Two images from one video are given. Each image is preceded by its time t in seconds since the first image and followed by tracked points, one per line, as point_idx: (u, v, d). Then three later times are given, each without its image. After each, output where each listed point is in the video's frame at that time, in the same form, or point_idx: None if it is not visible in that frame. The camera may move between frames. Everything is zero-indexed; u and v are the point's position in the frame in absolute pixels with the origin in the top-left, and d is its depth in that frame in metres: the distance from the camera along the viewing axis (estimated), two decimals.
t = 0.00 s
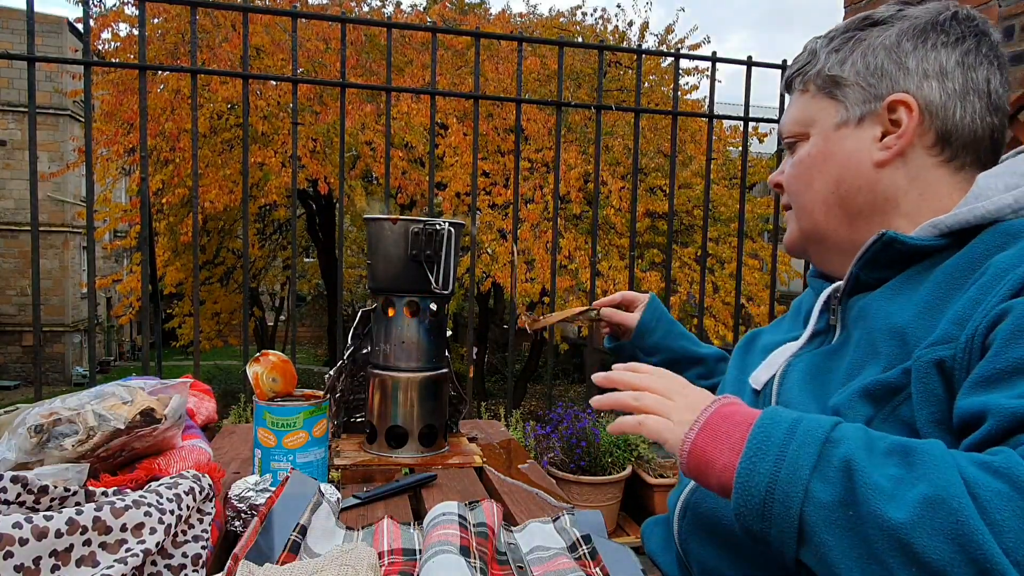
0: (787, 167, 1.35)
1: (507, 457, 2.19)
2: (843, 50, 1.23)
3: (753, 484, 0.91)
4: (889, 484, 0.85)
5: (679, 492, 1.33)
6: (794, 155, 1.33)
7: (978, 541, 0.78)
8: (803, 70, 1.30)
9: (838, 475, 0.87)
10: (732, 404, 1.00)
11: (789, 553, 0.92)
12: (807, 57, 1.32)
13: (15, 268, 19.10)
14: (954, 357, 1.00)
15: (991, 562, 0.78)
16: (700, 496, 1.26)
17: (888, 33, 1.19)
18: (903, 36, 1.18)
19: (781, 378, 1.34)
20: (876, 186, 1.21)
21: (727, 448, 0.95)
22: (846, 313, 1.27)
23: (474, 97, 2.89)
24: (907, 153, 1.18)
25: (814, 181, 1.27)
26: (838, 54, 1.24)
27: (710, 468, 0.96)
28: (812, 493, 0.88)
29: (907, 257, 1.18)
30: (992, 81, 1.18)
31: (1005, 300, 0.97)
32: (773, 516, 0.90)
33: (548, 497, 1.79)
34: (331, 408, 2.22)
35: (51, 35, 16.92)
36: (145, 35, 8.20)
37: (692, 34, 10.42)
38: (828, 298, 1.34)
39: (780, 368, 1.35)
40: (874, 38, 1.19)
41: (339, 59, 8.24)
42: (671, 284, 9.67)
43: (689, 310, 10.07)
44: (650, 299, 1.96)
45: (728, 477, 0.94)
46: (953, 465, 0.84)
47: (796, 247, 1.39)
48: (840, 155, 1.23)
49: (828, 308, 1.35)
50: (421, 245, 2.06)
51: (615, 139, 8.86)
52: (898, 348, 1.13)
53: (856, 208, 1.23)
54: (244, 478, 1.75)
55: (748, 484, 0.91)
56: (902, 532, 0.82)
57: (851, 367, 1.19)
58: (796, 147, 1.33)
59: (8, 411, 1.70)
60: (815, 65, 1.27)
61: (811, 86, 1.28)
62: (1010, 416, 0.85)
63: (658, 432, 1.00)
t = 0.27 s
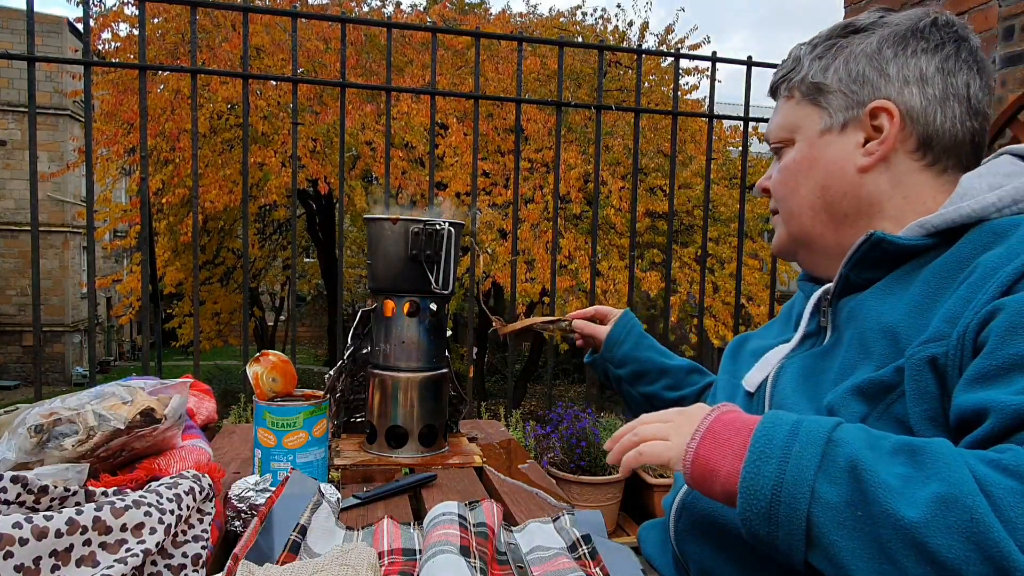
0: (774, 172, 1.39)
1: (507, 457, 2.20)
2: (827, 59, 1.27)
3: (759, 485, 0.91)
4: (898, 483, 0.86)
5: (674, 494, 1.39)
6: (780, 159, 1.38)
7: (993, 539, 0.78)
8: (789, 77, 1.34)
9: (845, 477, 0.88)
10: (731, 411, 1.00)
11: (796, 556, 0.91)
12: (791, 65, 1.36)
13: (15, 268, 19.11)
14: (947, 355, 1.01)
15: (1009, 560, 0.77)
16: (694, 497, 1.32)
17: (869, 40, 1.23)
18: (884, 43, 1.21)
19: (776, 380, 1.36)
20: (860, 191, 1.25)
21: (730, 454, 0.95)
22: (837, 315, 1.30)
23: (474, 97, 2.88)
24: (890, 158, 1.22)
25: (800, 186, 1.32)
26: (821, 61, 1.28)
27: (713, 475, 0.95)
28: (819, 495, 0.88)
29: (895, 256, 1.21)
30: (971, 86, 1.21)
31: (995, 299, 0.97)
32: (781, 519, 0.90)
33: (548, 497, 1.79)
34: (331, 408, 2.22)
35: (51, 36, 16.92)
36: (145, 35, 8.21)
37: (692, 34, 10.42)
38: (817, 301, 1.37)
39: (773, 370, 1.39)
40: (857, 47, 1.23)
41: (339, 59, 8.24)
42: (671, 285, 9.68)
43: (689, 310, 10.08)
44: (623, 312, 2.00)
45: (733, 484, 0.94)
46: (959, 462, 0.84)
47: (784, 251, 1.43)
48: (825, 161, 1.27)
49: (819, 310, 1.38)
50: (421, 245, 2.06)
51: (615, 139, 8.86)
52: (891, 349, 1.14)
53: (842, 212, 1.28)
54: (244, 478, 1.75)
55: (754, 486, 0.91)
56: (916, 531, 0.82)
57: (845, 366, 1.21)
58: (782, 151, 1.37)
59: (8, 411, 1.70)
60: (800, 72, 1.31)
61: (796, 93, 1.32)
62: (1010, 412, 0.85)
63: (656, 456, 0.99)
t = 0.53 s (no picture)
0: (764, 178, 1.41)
1: (507, 457, 2.20)
2: (811, 67, 1.29)
3: (767, 488, 0.90)
4: (911, 484, 0.86)
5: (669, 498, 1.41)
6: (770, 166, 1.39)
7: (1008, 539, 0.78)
8: (776, 86, 1.37)
9: (856, 478, 0.87)
10: (732, 415, 1.00)
11: (807, 561, 0.90)
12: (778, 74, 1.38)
13: (15, 268, 19.11)
14: (941, 354, 1.01)
15: None
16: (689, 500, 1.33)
17: (853, 46, 1.25)
18: (867, 49, 1.23)
19: (770, 383, 1.36)
20: (849, 195, 1.27)
21: (735, 458, 0.95)
22: (830, 317, 1.29)
23: (474, 97, 2.88)
24: (877, 162, 1.24)
25: (789, 192, 1.34)
26: (806, 68, 1.30)
27: (719, 480, 0.95)
28: (831, 497, 0.87)
29: (886, 257, 1.21)
30: (955, 88, 1.23)
31: (987, 299, 0.97)
32: (791, 522, 0.89)
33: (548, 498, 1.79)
34: (331, 408, 2.22)
35: (51, 36, 16.92)
36: (145, 35, 8.21)
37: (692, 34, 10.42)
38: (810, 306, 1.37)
39: (768, 373, 1.39)
40: (840, 54, 1.25)
41: (339, 59, 8.24)
42: (671, 285, 9.69)
43: (689, 310, 10.08)
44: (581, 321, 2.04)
45: (740, 489, 0.94)
46: (971, 461, 0.84)
47: (777, 254, 1.45)
48: (813, 165, 1.29)
49: (813, 312, 1.38)
50: (421, 245, 2.06)
51: (615, 139, 8.86)
52: (884, 349, 1.15)
53: (832, 215, 1.30)
54: (244, 479, 1.75)
55: (762, 488, 0.90)
56: (932, 532, 0.82)
57: (840, 367, 1.22)
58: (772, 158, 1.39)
59: (8, 411, 1.70)
60: (785, 81, 1.33)
61: (783, 101, 1.34)
62: (1013, 411, 0.85)
63: (658, 467, 1.01)
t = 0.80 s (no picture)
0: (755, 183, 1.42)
1: (507, 457, 2.20)
2: (794, 72, 1.29)
3: (795, 506, 0.87)
4: (946, 494, 0.84)
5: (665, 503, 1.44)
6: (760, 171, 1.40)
7: None
8: (761, 93, 1.38)
9: (886, 491, 0.85)
10: (747, 427, 0.97)
11: None
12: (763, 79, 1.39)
13: (14, 268, 19.12)
14: (941, 356, 1.01)
15: None
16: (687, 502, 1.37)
17: (836, 51, 1.25)
18: (849, 52, 1.23)
19: (766, 385, 1.36)
20: (837, 199, 1.28)
21: (755, 474, 0.91)
22: (824, 318, 1.30)
23: (474, 97, 2.88)
24: (865, 165, 1.24)
25: (778, 196, 1.35)
26: (791, 73, 1.30)
27: (740, 498, 0.91)
28: (862, 511, 0.85)
29: (881, 259, 1.21)
30: (939, 88, 1.22)
31: (986, 304, 0.98)
32: (821, 539, 0.86)
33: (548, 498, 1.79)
34: (331, 408, 2.22)
35: (51, 35, 16.92)
36: (145, 35, 8.21)
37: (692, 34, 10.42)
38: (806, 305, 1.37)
39: (765, 375, 1.38)
40: (822, 58, 1.26)
41: (339, 59, 8.24)
42: (671, 285, 9.70)
43: (688, 310, 10.09)
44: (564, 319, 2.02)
45: (762, 506, 0.90)
46: (1007, 470, 0.83)
47: (768, 257, 1.45)
48: (802, 170, 1.30)
49: (806, 315, 1.39)
50: (421, 246, 2.06)
51: (615, 139, 8.87)
52: (880, 349, 1.15)
53: (821, 220, 1.31)
54: (244, 478, 1.75)
55: (790, 508, 0.87)
56: (975, 545, 0.80)
57: (836, 369, 1.22)
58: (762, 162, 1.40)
59: (8, 411, 1.70)
60: (770, 87, 1.34)
61: (770, 106, 1.35)
62: None
63: (673, 487, 0.96)
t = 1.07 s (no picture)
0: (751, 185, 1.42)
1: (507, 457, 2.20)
2: (789, 74, 1.30)
3: (801, 520, 0.87)
4: (954, 503, 0.84)
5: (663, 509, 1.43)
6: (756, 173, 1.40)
7: None
8: (755, 95, 1.38)
9: (893, 502, 0.85)
10: (750, 440, 0.97)
11: None
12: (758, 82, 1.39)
13: (14, 268, 19.12)
14: (941, 357, 1.01)
15: None
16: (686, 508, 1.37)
17: (830, 51, 1.25)
18: (844, 53, 1.23)
19: (764, 387, 1.35)
20: (835, 201, 1.28)
21: (760, 486, 0.91)
22: (823, 320, 1.30)
23: (474, 97, 2.88)
24: (862, 167, 1.24)
25: (775, 198, 1.35)
26: (785, 75, 1.30)
27: (746, 512, 0.91)
28: (869, 523, 0.85)
29: (878, 260, 1.21)
30: (935, 88, 1.22)
31: (986, 306, 0.97)
32: (829, 554, 0.86)
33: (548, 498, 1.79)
34: (331, 408, 2.22)
35: (51, 35, 16.92)
36: (145, 35, 8.21)
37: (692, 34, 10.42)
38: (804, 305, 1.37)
39: (762, 376, 1.38)
40: (817, 59, 1.26)
41: (339, 59, 8.24)
42: (671, 284, 9.71)
43: (688, 310, 10.10)
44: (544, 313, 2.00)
45: (767, 520, 0.90)
46: (1013, 478, 0.82)
47: (765, 257, 1.46)
48: (799, 171, 1.30)
49: (805, 315, 1.38)
50: (421, 246, 2.05)
51: (615, 139, 8.87)
52: (877, 349, 1.16)
53: (818, 221, 1.31)
54: (245, 478, 1.75)
55: (796, 522, 0.87)
56: (984, 555, 0.79)
57: (834, 370, 1.23)
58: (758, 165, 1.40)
59: (8, 411, 1.70)
60: (765, 90, 1.34)
61: (764, 108, 1.35)
62: None
63: (677, 503, 0.95)
